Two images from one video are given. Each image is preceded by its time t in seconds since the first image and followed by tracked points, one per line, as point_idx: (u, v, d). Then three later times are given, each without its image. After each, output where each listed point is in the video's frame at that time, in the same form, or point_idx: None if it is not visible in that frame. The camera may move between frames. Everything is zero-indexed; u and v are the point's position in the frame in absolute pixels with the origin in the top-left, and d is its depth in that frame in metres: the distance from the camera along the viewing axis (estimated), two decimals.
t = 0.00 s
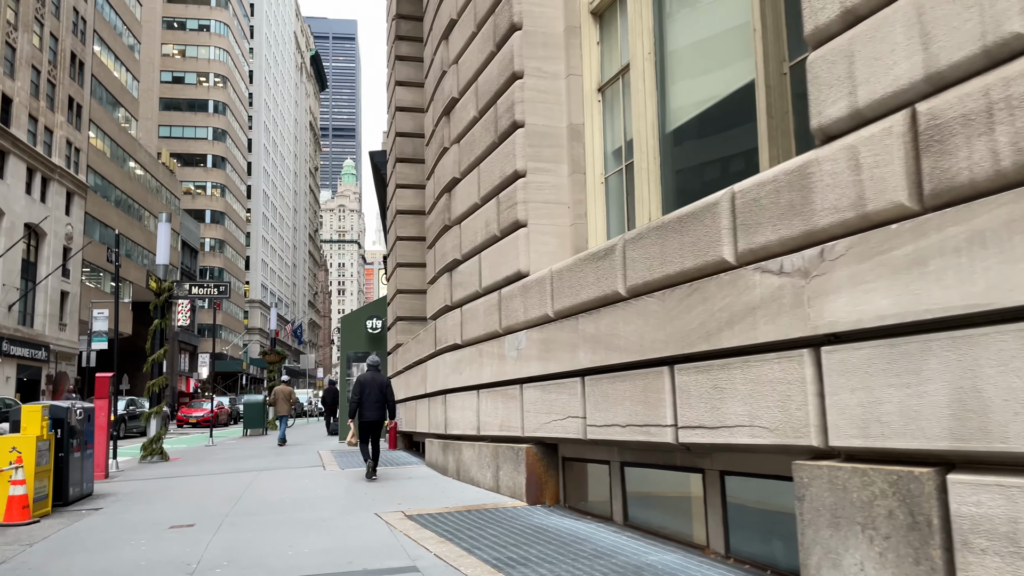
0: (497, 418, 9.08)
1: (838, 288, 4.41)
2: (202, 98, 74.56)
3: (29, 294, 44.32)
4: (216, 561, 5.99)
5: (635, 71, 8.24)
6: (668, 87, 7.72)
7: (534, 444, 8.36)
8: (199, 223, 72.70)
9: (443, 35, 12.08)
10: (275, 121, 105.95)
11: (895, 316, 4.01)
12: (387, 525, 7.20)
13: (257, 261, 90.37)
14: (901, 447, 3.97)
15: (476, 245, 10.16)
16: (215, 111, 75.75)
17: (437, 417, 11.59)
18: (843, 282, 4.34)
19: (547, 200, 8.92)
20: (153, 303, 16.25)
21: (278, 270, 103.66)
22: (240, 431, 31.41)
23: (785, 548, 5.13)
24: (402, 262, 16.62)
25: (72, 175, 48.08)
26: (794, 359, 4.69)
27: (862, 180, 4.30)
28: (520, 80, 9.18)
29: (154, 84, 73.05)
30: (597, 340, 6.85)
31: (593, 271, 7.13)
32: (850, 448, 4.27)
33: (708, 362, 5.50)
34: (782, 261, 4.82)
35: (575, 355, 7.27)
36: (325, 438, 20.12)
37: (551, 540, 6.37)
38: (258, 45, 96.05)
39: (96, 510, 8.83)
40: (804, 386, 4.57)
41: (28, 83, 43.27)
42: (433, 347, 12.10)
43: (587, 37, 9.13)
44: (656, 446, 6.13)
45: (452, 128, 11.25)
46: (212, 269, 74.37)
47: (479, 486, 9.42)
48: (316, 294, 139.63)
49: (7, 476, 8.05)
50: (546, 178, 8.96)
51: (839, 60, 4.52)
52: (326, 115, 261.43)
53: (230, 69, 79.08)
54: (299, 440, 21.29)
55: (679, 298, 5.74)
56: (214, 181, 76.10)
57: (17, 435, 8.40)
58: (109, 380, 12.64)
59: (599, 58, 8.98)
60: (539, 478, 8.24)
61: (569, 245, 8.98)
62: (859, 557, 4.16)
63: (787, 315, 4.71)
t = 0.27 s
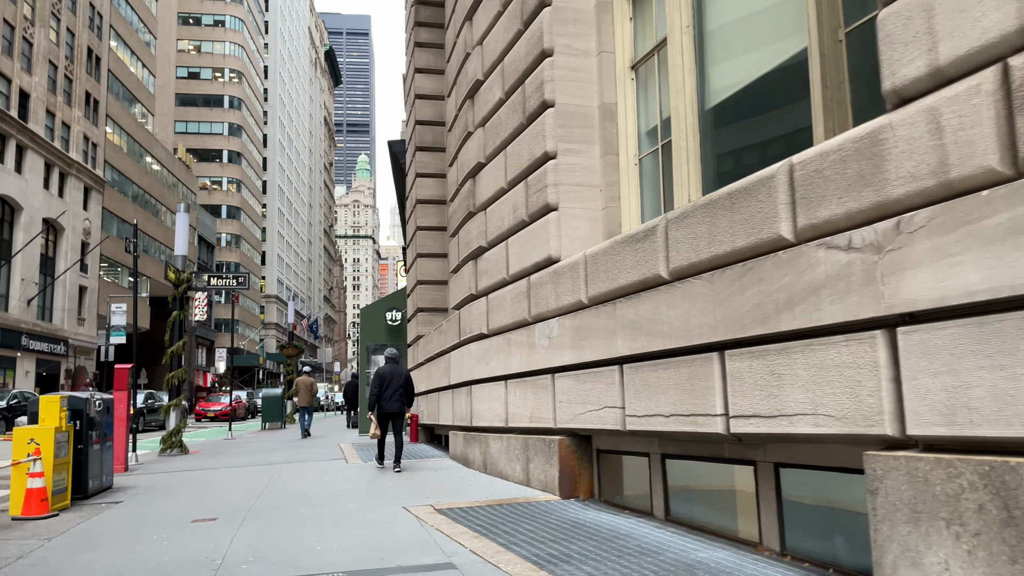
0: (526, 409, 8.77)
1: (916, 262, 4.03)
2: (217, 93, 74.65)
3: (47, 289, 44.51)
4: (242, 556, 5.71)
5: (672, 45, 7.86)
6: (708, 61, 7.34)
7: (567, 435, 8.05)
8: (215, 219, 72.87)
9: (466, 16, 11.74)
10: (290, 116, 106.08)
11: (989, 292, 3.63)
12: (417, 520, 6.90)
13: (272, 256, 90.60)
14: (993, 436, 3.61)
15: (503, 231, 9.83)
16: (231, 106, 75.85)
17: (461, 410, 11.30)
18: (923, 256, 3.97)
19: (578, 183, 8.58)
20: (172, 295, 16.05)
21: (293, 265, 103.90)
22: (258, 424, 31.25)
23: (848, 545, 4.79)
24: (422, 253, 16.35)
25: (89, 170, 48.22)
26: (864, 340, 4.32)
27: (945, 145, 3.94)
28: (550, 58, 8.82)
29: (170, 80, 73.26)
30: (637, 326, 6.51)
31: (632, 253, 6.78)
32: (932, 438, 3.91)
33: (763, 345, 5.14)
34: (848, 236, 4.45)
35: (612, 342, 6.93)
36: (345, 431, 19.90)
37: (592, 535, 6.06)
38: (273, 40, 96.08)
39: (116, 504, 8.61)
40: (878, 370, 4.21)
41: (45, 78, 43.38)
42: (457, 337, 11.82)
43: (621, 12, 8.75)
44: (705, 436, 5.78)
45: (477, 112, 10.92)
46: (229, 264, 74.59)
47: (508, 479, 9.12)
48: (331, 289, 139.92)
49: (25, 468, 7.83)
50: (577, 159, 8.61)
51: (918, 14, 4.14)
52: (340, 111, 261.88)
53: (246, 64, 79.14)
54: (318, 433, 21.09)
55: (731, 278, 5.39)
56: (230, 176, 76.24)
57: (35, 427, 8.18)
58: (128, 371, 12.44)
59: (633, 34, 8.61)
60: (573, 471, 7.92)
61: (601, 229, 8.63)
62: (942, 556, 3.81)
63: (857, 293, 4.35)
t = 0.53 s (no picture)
0: (556, 408, 8.43)
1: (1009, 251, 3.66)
2: (231, 89, 74.65)
3: (64, 284, 44.62)
4: (267, 565, 5.41)
5: (712, 26, 7.46)
6: (751, 41, 6.95)
7: (600, 435, 7.70)
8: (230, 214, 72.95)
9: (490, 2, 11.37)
10: (303, 111, 106.04)
11: None
12: (447, 525, 6.59)
13: (287, 251, 90.67)
14: None
15: (530, 224, 9.49)
16: (245, 101, 75.84)
17: (486, 407, 10.98)
18: (1018, 245, 3.60)
19: (611, 172, 8.22)
20: (189, 290, 15.82)
21: (308, 260, 103.99)
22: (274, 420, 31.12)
23: (921, 559, 4.42)
24: (442, 246, 16.05)
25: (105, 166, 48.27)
26: (947, 337, 3.95)
27: None
28: (581, 42, 8.46)
29: (184, 75, 73.31)
30: (680, 322, 6.15)
31: (673, 245, 6.42)
32: None
33: (826, 343, 4.77)
34: (928, 224, 4.07)
35: (651, 339, 6.57)
36: (363, 428, 19.65)
37: (635, 543, 5.73)
38: (286, 35, 95.96)
39: (135, 505, 8.35)
40: (963, 370, 3.84)
41: (61, 73, 43.43)
42: (481, 333, 11.50)
43: None
44: (758, 439, 5.42)
45: (501, 100, 10.57)
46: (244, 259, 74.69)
47: (537, 480, 8.79)
48: (345, 284, 140.14)
49: (41, 470, 7.59)
50: (609, 147, 8.26)
51: None
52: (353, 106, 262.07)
53: (259, 59, 79.10)
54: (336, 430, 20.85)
55: (788, 271, 5.02)
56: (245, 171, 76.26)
57: (52, 426, 7.93)
58: (146, 368, 12.21)
59: (667, 16, 8.22)
60: (608, 474, 7.57)
61: (634, 220, 8.27)
62: None
63: (938, 286, 3.98)
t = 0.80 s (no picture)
0: (586, 400, 8.12)
1: None
2: (244, 81, 74.61)
3: (79, 277, 44.75)
4: (294, 563, 5.15)
5: None
6: (795, 15, 6.57)
7: (634, 428, 7.40)
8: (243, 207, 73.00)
9: None
10: (315, 104, 105.97)
11: None
12: (478, 521, 6.31)
13: (299, 244, 90.76)
14: None
15: (555, 211, 9.17)
16: (257, 94, 75.80)
17: (509, 399, 10.71)
18: None
19: (643, 155, 7.88)
20: (205, 280, 15.62)
21: (320, 253, 104.13)
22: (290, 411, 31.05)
23: (997, 561, 4.10)
24: (460, 236, 15.77)
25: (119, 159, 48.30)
26: None
27: None
28: (612, 20, 8.12)
29: (197, 68, 73.32)
30: (724, 309, 5.84)
31: (714, 229, 6.11)
32: None
33: (891, 328, 4.44)
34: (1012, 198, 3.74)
35: (691, 327, 6.26)
36: (382, 421, 19.46)
37: (679, 542, 5.43)
38: (298, 27, 95.83)
39: (154, 499, 8.14)
40: None
41: (74, 66, 43.42)
42: (503, 323, 11.23)
43: None
44: (811, 432, 5.10)
45: (526, 83, 10.25)
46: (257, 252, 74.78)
47: (566, 474, 8.51)
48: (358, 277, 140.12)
49: (58, 462, 7.40)
50: (642, 129, 7.92)
51: None
52: (364, 98, 261.93)
53: (272, 52, 78.97)
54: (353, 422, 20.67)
55: (849, 252, 4.69)
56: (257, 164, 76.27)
57: (68, 418, 7.73)
58: (163, 359, 12.03)
59: None
60: (642, 467, 7.28)
61: (668, 205, 7.94)
62: None
63: None
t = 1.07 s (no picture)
0: (617, 395, 7.80)
1: None
2: (255, 74, 74.44)
3: (92, 270, 44.77)
4: (322, 569, 4.85)
5: None
6: None
7: (670, 424, 7.06)
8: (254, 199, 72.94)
9: None
10: (326, 96, 105.73)
11: None
12: (510, 522, 6.00)
13: (311, 237, 90.72)
14: None
15: (583, 198, 8.82)
16: (268, 86, 75.62)
17: (533, 393, 10.40)
18: None
19: (679, 139, 7.53)
20: (220, 272, 15.37)
21: (331, 246, 104.08)
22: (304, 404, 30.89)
23: None
24: (478, 227, 15.47)
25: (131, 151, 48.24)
26: None
27: None
28: None
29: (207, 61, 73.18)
30: (773, 299, 5.49)
31: (762, 215, 5.76)
32: None
33: (969, 319, 4.09)
34: None
35: (736, 319, 5.91)
36: (398, 414, 19.21)
37: (729, 547, 5.10)
38: (309, 20, 95.52)
39: (171, 497, 7.89)
40: None
41: (86, 58, 43.31)
42: (525, 315, 10.91)
43: None
44: (873, 430, 4.75)
45: (550, 67, 9.89)
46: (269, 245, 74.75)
47: (596, 472, 8.19)
48: (369, 270, 140.12)
49: (73, 459, 7.16)
50: (677, 112, 7.56)
51: None
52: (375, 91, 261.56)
53: (282, 44, 78.73)
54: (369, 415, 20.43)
55: (919, 237, 4.33)
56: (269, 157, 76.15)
57: (83, 413, 7.49)
58: (178, 352, 11.79)
59: None
60: (679, 466, 6.94)
61: (704, 191, 7.57)
62: None
63: None
